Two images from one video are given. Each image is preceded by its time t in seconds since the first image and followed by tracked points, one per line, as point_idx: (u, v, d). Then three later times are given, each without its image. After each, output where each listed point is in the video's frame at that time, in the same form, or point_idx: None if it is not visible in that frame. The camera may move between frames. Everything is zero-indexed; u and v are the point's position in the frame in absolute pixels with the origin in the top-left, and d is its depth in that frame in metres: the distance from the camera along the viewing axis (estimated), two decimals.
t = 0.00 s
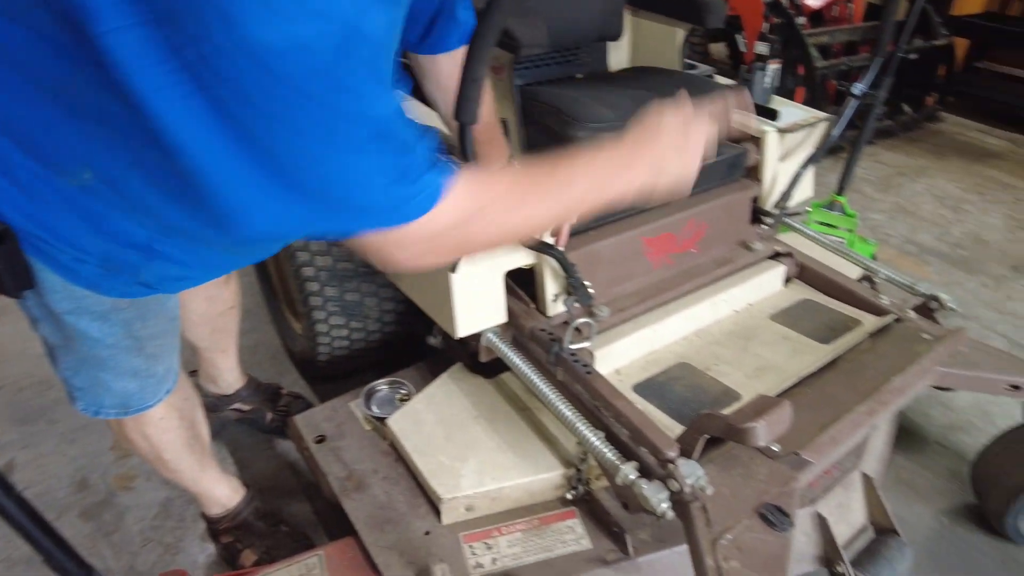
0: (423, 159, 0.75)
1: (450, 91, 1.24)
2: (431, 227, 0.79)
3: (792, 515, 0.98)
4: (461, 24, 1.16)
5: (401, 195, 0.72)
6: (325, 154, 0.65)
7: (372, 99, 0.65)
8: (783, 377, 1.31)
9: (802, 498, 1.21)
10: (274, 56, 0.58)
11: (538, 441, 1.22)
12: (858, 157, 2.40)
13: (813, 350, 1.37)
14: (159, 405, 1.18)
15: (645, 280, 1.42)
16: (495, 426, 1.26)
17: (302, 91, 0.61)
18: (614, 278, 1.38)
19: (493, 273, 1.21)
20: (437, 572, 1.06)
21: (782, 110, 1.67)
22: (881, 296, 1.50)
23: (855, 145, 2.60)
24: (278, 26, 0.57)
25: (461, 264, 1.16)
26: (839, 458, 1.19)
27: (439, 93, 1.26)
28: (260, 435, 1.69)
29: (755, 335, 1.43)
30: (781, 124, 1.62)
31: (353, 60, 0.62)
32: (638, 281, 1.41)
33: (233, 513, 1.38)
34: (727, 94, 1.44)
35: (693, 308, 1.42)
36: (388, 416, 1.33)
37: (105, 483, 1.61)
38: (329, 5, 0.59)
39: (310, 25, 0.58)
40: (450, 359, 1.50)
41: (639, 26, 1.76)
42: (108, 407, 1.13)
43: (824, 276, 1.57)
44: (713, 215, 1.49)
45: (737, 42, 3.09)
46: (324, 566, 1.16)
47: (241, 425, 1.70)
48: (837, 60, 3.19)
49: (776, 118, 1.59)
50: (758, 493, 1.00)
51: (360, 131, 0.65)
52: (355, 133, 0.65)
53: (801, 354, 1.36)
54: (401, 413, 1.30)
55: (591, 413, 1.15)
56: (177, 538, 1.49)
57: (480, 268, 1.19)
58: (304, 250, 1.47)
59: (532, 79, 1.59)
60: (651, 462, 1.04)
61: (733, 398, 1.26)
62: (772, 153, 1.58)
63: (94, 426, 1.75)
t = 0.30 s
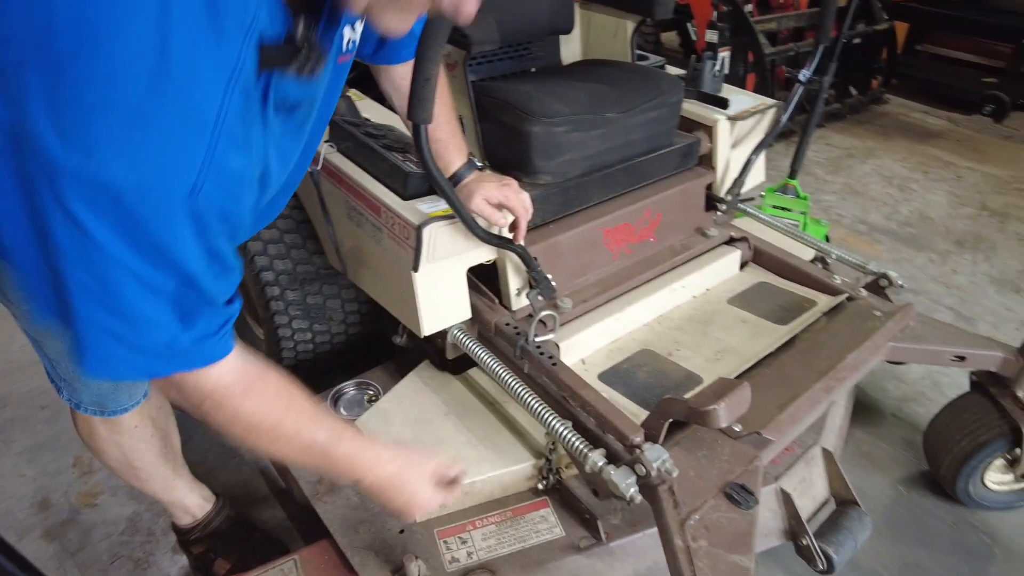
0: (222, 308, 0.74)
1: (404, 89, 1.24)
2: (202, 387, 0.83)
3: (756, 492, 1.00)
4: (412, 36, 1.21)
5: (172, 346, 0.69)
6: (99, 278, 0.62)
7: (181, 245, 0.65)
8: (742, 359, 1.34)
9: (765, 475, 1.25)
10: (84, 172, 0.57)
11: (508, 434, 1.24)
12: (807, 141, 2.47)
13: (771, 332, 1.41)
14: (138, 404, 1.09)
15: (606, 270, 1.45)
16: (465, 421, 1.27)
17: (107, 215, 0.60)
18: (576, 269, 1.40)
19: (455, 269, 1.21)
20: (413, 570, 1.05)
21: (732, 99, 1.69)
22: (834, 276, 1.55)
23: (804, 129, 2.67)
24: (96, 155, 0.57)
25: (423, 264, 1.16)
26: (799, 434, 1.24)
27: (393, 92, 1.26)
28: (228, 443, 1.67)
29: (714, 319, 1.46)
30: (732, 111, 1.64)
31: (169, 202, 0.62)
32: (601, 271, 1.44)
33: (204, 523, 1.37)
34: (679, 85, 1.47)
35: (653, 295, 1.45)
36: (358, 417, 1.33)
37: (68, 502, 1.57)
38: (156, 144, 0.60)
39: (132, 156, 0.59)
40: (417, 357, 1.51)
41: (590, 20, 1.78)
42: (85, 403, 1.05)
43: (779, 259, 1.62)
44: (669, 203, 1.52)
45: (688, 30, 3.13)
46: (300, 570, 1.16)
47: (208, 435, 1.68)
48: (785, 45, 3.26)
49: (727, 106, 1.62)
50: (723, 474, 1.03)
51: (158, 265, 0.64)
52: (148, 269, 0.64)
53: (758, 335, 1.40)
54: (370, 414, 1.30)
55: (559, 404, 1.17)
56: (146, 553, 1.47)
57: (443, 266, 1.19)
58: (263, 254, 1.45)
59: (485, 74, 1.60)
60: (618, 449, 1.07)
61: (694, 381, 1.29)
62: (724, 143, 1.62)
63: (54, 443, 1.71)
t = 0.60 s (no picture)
0: (264, 364, 0.76)
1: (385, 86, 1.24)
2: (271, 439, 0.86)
3: (744, 479, 1.02)
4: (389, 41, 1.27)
5: (226, 409, 0.73)
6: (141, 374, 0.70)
7: (185, 348, 0.68)
8: (726, 349, 1.36)
9: (751, 463, 1.27)
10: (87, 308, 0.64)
11: (498, 429, 1.25)
12: (785, 132, 2.50)
13: (753, 321, 1.43)
14: (143, 393, 1.15)
15: (591, 263, 1.46)
16: (455, 416, 1.29)
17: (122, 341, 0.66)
18: (561, 263, 1.41)
19: (441, 266, 1.21)
20: (408, 565, 1.06)
21: (710, 92, 1.70)
22: (815, 265, 1.57)
23: (782, 121, 2.70)
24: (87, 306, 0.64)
25: (409, 260, 1.16)
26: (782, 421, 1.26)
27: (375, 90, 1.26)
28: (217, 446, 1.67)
29: (698, 310, 1.48)
30: (711, 104, 1.65)
31: (156, 325, 0.65)
32: (585, 265, 1.45)
33: (195, 525, 1.36)
34: (659, 79, 1.48)
35: (638, 287, 1.47)
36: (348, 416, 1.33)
37: (55, 509, 1.56)
38: (133, 287, 0.62)
39: (107, 301, 0.62)
40: (404, 355, 1.51)
41: (569, 16, 1.79)
42: (90, 398, 1.10)
43: (760, 249, 1.64)
44: (651, 197, 1.54)
45: (667, 23, 3.15)
46: (293, 570, 1.16)
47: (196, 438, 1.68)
48: (763, 37, 3.29)
49: (706, 99, 1.63)
50: (711, 461, 1.05)
51: (176, 365, 0.69)
52: (167, 369, 0.69)
53: (742, 325, 1.42)
54: (360, 411, 1.30)
55: (547, 397, 1.18)
56: (137, 558, 1.46)
57: (430, 263, 1.20)
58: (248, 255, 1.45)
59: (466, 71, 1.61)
60: (607, 439, 1.08)
61: (680, 371, 1.31)
62: (704, 135, 1.64)
63: (39, 450, 1.69)
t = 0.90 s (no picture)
0: (322, 371, 0.84)
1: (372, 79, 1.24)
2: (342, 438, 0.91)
3: (734, 464, 1.03)
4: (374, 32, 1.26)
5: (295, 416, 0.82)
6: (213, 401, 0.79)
7: (248, 377, 0.77)
8: (715, 338, 1.37)
9: (743, 450, 1.28)
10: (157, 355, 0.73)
11: (490, 420, 1.26)
12: (773, 125, 2.52)
13: (742, 310, 1.44)
14: (128, 389, 1.16)
15: (581, 255, 1.47)
16: (447, 408, 1.29)
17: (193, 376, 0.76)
18: (551, 255, 1.41)
19: (431, 259, 1.22)
20: (402, 555, 1.06)
21: (697, 83, 1.71)
22: (803, 254, 1.58)
23: (769, 113, 2.72)
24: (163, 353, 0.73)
25: (399, 253, 1.17)
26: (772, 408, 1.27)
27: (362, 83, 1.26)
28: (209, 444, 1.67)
29: (688, 300, 1.49)
30: (699, 96, 1.66)
31: (219, 362, 0.74)
32: (576, 257, 1.46)
33: (188, 522, 1.36)
34: (646, 71, 1.49)
35: (629, 278, 1.48)
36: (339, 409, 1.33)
37: (46, 509, 1.55)
38: (195, 336, 0.71)
39: (175, 348, 0.71)
40: (396, 349, 1.52)
41: (556, 10, 1.80)
42: (75, 393, 1.12)
43: (748, 240, 1.65)
44: (640, 189, 1.55)
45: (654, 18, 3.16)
46: (288, 564, 1.16)
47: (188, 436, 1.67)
48: (749, 31, 3.31)
49: (693, 91, 1.64)
50: (703, 448, 1.06)
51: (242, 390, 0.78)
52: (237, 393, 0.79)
53: (731, 314, 1.43)
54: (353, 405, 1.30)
55: (539, 386, 1.19)
56: (130, 556, 1.45)
57: (420, 256, 1.20)
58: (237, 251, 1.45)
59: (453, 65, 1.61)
60: (599, 427, 1.09)
61: (671, 360, 1.32)
62: (692, 127, 1.65)
63: (29, 451, 1.68)
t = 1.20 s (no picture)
0: (314, 337, 0.83)
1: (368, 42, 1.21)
2: (324, 405, 0.89)
3: (740, 426, 1.01)
4: None
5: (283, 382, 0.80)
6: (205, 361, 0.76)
7: (247, 334, 0.75)
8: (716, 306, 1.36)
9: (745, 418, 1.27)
10: (156, 303, 0.70)
11: (489, 387, 1.26)
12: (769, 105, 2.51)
13: (742, 281, 1.43)
14: (115, 359, 1.10)
15: (580, 226, 1.45)
16: (447, 376, 1.28)
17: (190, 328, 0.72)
18: (550, 224, 1.39)
19: (430, 223, 1.20)
20: (404, 519, 1.04)
21: (696, 56, 1.70)
22: (803, 226, 1.57)
23: (765, 95, 2.71)
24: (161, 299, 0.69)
25: (398, 216, 1.14)
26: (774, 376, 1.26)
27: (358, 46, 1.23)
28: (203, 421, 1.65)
29: (688, 271, 1.48)
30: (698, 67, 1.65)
31: (221, 314, 0.72)
32: (575, 228, 1.44)
33: (183, 495, 1.32)
34: (646, 40, 1.47)
35: (629, 249, 1.46)
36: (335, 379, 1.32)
37: (36, 485, 1.52)
38: (201, 280, 0.69)
39: (178, 294, 0.69)
40: (393, 321, 1.50)
41: None
42: (58, 361, 1.05)
43: (748, 212, 1.64)
44: (639, 160, 1.53)
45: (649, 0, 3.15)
46: (285, 533, 1.14)
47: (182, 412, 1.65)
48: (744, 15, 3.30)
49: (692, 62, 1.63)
50: (707, 411, 1.04)
51: (239, 348, 0.75)
52: (232, 354, 0.76)
53: (732, 284, 1.42)
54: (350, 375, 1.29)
55: (541, 352, 1.17)
56: (122, 531, 1.43)
57: (418, 220, 1.18)
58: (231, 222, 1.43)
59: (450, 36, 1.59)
60: (602, 390, 1.08)
61: (672, 329, 1.31)
62: (691, 98, 1.62)
63: (19, 428, 1.66)
